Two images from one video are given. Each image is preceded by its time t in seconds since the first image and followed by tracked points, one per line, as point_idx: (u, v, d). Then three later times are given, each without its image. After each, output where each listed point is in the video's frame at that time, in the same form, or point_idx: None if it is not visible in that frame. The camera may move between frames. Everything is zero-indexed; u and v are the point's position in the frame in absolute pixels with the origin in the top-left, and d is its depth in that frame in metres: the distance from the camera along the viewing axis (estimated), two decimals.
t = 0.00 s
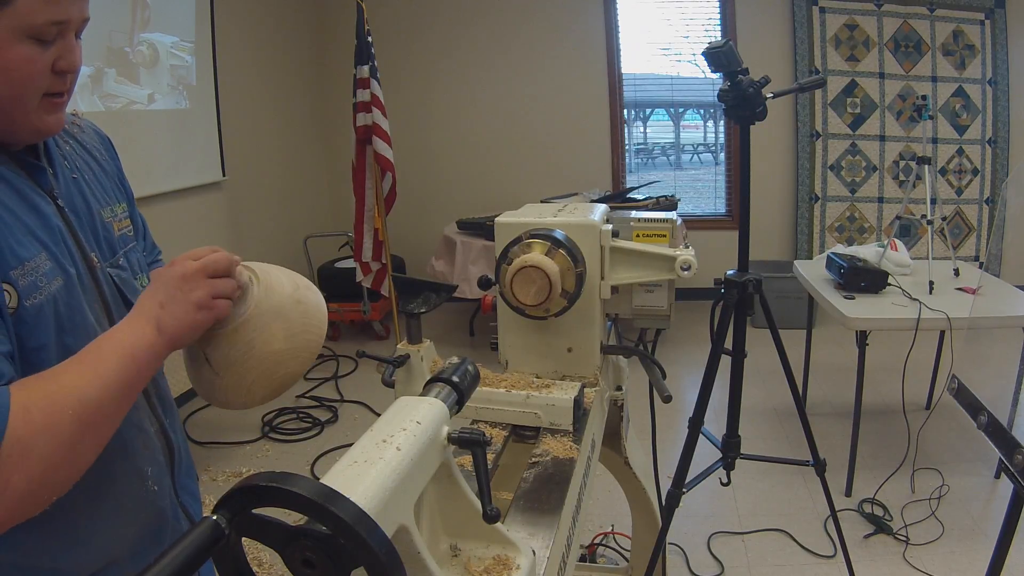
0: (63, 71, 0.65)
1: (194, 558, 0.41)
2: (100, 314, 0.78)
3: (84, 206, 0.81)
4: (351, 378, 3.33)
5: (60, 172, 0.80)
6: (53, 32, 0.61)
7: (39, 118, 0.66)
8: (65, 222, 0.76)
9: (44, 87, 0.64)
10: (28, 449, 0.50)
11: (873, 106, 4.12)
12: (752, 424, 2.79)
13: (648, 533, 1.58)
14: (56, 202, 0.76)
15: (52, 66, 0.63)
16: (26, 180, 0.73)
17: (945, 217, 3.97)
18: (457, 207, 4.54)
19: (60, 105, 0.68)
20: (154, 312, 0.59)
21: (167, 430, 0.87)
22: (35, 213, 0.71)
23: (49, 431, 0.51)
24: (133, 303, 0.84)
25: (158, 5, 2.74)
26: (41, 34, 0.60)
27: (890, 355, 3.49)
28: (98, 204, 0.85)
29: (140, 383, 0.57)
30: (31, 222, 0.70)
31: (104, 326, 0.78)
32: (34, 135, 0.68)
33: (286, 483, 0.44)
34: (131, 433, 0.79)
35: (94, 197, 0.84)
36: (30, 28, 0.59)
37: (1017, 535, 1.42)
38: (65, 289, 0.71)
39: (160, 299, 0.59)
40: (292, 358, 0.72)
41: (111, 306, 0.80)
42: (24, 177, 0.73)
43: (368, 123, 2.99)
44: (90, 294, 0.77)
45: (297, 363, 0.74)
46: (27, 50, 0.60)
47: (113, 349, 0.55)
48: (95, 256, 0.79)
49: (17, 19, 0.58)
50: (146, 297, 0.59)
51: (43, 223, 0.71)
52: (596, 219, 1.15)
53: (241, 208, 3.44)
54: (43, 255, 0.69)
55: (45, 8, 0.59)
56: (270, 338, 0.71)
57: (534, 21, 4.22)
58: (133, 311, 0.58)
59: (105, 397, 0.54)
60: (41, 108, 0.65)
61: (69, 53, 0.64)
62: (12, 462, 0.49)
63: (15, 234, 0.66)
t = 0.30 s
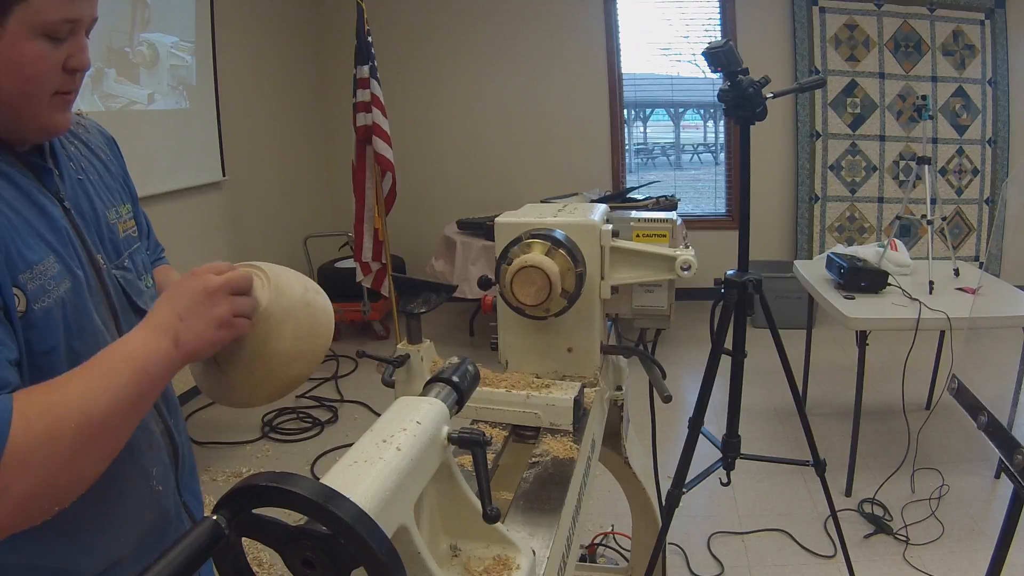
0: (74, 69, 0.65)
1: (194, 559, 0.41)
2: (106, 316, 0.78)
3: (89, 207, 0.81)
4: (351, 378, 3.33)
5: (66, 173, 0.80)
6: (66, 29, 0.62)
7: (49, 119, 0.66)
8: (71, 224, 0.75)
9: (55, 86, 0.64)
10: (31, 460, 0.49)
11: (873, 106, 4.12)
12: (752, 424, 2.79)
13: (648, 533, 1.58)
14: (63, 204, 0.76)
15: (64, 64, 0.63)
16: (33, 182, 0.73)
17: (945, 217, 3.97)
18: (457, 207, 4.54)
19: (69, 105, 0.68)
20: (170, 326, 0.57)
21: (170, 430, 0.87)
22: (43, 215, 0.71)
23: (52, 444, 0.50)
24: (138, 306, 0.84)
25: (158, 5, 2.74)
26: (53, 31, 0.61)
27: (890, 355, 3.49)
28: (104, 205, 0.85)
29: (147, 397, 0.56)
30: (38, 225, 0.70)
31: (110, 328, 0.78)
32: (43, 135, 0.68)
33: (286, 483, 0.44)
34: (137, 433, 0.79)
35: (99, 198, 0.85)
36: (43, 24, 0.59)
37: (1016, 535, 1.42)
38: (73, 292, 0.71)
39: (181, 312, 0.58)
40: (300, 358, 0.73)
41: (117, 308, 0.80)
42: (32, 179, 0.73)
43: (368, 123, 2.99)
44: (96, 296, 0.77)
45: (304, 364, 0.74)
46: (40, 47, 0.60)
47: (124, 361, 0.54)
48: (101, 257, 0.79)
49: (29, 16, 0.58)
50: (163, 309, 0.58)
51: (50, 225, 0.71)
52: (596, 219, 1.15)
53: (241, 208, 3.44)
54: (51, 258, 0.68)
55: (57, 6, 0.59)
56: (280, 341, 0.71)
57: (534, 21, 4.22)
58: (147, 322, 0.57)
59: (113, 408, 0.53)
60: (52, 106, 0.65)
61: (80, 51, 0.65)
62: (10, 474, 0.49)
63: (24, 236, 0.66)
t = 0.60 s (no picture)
0: (82, 68, 0.65)
1: (193, 559, 0.41)
2: (108, 311, 0.77)
3: (91, 204, 0.81)
4: (351, 378, 3.33)
5: (67, 170, 0.80)
6: (76, 27, 0.62)
7: (55, 118, 0.66)
8: (72, 220, 0.75)
9: (64, 84, 0.64)
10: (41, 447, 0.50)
11: (873, 106, 4.12)
12: (752, 424, 2.79)
13: (647, 533, 1.58)
14: (65, 200, 0.76)
15: (73, 63, 0.63)
16: (35, 178, 0.73)
17: (945, 217, 3.97)
18: (457, 207, 4.54)
19: (75, 104, 0.68)
20: (182, 315, 0.58)
21: (175, 424, 0.87)
22: (44, 210, 0.71)
23: (62, 431, 0.51)
24: (142, 303, 0.84)
25: (158, 5, 2.74)
26: (63, 29, 0.61)
27: (890, 355, 3.49)
28: (106, 202, 0.85)
29: (157, 386, 0.56)
30: (39, 220, 0.70)
31: (113, 323, 0.77)
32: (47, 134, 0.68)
33: (287, 483, 0.44)
34: (141, 428, 0.79)
35: (101, 196, 0.85)
36: (54, 22, 0.59)
37: (1016, 536, 1.42)
38: (75, 286, 0.71)
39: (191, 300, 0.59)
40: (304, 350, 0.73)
41: (119, 304, 0.80)
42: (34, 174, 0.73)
43: (368, 123, 2.99)
44: (99, 292, 0.77)
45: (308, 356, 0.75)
46: (52, 44, 0.60)
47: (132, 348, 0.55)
48: (103, 254, 0.79)
49: (41, 14, 0.58)
50: (173, 298, 0.59)
51: (51, 220, 0.71)
52: (596, 220, 1.15)
53: (241, 208, 3.44)
54: (52, 252, 0.69)
55: (70, 4, 0.60)
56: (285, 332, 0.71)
57: (534, 21, 4.22)
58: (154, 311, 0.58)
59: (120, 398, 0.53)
60: (59, 105, 0.65)
61: (88, 50, 0.65)
62: (20, 463, 0.50)
63: (25, 231, 0.66)
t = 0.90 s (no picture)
0: (84, 62, 0.65)
1: (193, 560, 0.41)
2: (118, 298, 0.78)
3: (100, 193, 0.82)
4: (351, 378, 3.33)
5: (76, 162, 0.80)
6: (77, 23, 0.62)
7: (59, 110, 0.66)
8: (81, 207, 0.76)
9: (66, 78, 0.64)
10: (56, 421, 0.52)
11: (873, 106, 4.12)
12: (752, 424, 2.79)
13: (648, 533, 1.58)
14: (74, 190, 0.76)
15: (74, 56, 0.63)
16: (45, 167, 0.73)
17: (945, 217, 3.97)
18: (457, 207, 4.54)
19: (78, 96, 0.68)
20: (182, 289, 0.58)
21: (187, 412, 0.88)
22: (53, 197, 0.71)
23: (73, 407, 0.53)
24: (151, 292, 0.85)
25: (159, 5, 2.74)
26: (64, 25, 0.61)
27: (890, 355, 3.49)
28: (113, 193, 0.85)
29: (164, 359, 0.58)
30: (49, 205, 0.70)
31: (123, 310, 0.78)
32: (53, 126, 0.69)
33: (286, 483, 0.44)
34: (153, 413, 0.79)
35: (109, 188, 0.85)
36: (53, 18, 0.59)
37: (1016, 537, 1.42)
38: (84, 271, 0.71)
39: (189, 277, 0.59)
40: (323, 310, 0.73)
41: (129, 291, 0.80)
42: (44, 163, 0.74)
43: (368, 122, 2.99)
44: (109, 279, 0.77)
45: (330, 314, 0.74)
46: (51, 40, 0.60)
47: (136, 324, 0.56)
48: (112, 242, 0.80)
49: (42, 10, 0.58)
50: (173, 273, 0.59)
51: (60, 207, 0.71)
52: (596, 220, 1.15)
53: (241, 208, 3.44)
54: (61, 237, 0.69)
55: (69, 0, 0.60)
56: (301, 290, 0.71)
57: (534, 21, 4.22)
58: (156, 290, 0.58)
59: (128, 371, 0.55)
60: (61, 98, 0.65)
61: (90, 45, 0.65)
62: (38, 435, 0.52)
63: (35, 214, 0.67)
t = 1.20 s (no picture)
0: (100, 54, 0.64)
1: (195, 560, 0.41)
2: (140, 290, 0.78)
3: (122, 185, 0.82)
4: (351, 378, 3.33)
5: (100, 152, 0.80)
6: (88, 14, 0.61)
7: (77, 102, 0.66)
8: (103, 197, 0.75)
9: (80, 70, 0.63)
10: (74, 406, 0.52)
11: (873, 106, 4.12)
12: (752, 424, 2.79)
13: (648, 533, 1.57)
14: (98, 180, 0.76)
15: (88, 47, 0.63)
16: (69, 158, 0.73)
17: (945, 217, 3.97)
18: (457, 207, 4.54)
19: (97, 89, 0.68)
20: (201, 276, 0.60)
21: (209, 412, 0.88)
22: (75, 186, 0.71)
23: (90, 395, 0.52)
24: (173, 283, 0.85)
25: (159, 5, 2.74)
26: (75, 16, 0.60)
27: (890, 355, 3.49)
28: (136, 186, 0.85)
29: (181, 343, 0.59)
30: (71, 194, 0.70)
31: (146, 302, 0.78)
32: (73, 117, 0.69)
33: (287, 483, 0.44)
34: (174, 415, 0.79)
35: (133, 180, 0.85)
36: (62, 10, 0.59)
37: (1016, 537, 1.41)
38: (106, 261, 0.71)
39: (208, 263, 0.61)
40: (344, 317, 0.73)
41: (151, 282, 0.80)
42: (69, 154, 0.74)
43: (368, 123, 2.99)
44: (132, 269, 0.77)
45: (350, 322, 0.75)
46: (62, 32, 0.60)
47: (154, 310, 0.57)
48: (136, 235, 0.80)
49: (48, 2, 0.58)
50: (190, 261, 0.60)
51: (82, 196, 0.71)
52: (596, 220, 1.15)
53: (241, 208, 3.44)
54: (84, 225, 0.69)
55: None
56: (330, 291, 0.71)
57: (534, 21, 4.22)
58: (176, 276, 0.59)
59: (149, 357, 0.55)
60: (77, 91, 0.65)
61: (106, 36, 0.64)
62: (52, 424, 0.52)
63: (58, 203, 0.67)
